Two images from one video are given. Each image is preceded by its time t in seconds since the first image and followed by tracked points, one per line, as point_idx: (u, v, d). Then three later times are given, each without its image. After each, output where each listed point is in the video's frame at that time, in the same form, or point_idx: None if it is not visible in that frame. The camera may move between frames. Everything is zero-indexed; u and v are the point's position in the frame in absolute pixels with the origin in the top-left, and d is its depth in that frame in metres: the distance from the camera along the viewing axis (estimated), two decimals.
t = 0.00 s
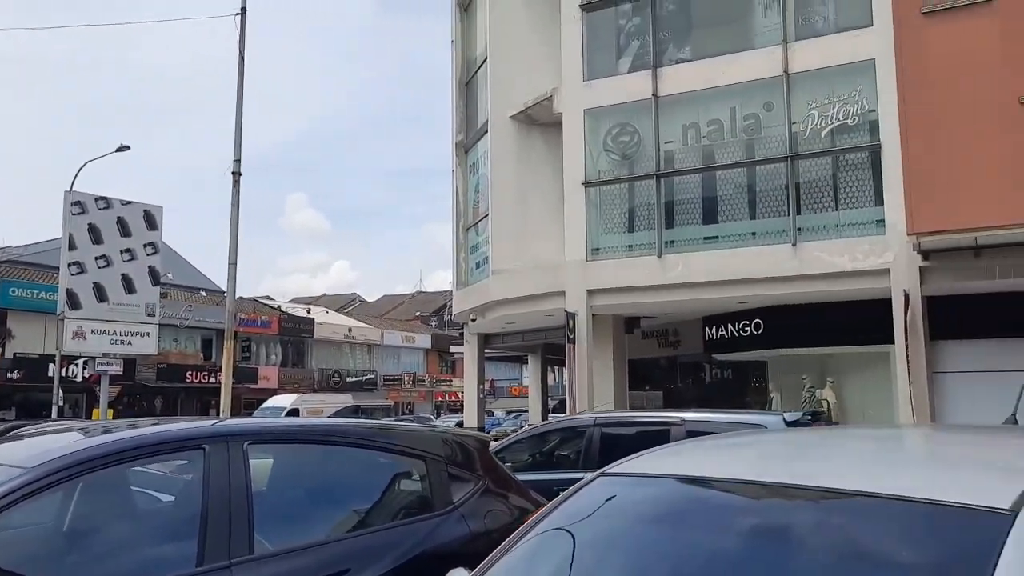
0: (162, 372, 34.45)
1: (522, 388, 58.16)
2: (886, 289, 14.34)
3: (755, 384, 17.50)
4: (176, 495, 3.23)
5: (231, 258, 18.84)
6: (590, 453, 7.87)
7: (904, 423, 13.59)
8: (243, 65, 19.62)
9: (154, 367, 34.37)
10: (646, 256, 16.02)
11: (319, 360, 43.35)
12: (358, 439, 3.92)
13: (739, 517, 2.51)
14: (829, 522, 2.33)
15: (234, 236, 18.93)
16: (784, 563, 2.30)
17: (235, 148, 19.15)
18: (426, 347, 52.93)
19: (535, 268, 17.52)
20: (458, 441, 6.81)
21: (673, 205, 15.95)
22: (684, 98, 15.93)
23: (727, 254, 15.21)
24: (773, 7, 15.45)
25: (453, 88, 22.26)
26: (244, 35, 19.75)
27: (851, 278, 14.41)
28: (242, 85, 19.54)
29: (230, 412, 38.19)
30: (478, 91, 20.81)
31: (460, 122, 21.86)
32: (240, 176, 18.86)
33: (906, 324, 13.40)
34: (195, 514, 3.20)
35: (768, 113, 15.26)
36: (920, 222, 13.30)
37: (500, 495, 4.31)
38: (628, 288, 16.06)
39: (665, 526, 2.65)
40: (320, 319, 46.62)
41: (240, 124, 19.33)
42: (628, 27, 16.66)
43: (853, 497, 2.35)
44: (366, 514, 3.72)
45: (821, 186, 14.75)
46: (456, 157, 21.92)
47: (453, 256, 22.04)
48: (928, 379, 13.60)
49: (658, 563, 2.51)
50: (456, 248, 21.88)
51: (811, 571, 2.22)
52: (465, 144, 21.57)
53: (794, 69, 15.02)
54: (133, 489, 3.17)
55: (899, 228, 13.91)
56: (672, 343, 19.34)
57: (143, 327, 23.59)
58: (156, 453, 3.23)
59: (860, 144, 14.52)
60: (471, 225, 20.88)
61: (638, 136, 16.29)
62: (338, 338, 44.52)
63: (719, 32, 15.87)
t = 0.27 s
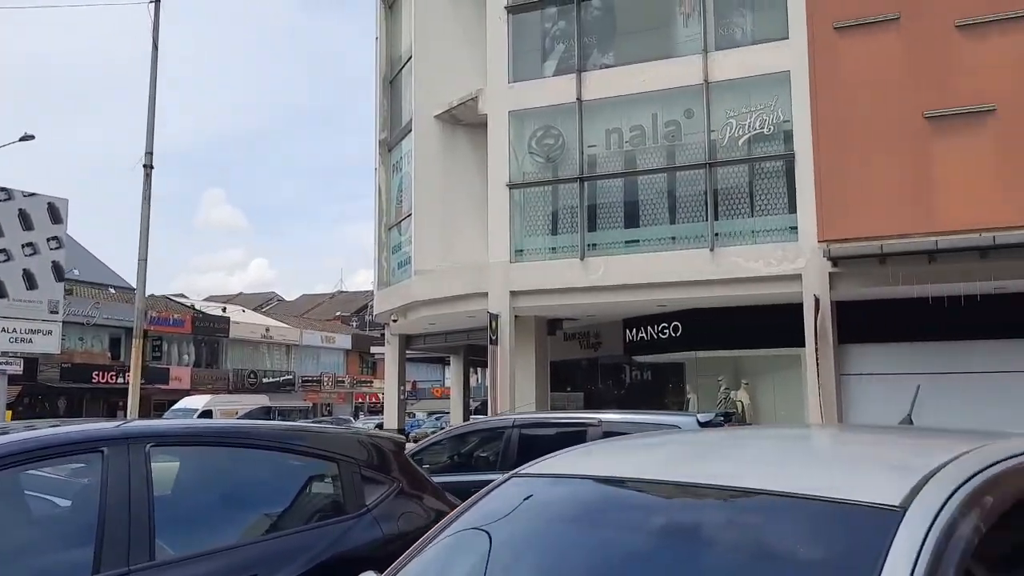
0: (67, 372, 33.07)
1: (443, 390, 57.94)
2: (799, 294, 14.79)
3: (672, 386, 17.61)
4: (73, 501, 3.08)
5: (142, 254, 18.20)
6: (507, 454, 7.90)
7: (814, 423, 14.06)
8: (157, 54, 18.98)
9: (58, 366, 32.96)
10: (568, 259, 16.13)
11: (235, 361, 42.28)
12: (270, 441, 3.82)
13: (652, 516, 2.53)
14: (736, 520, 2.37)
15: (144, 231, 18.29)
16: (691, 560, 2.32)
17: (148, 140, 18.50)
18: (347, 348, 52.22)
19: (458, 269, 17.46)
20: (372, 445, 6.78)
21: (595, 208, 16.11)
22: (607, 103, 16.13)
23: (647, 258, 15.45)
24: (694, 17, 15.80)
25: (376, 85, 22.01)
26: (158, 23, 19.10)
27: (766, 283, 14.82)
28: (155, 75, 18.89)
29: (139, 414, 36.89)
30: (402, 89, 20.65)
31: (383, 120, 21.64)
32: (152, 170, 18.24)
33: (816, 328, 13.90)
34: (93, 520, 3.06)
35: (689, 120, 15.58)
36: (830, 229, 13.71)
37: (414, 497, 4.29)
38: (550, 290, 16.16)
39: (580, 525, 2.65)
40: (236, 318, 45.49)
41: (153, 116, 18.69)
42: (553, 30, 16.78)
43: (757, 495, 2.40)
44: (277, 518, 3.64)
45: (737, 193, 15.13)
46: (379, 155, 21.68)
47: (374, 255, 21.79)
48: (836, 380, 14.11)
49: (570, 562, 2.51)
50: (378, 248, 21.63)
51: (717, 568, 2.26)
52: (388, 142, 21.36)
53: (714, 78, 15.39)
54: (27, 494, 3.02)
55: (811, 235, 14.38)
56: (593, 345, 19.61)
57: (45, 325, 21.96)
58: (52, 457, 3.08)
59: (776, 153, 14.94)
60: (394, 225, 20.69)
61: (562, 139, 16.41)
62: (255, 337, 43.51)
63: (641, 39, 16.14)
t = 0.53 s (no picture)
0: None
1: (372, 390, 57.35)
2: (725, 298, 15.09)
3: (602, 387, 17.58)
4: None
5: (57, 246, 17.49)
6: (434, 454, 7.85)
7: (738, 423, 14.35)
8: (76, 39, 18.24)
9: None
10: (500, 259, 16.12)
11: (156, 358, 41.03)
12: (186, 440, 3.75)
13: (574, 517, 2.51)
14: (657, 519, 2.37)
15: (60, 222, 17.57)
16: (610, 560, 2.33)
17: (65, 128, 17.79)
18: (274, 346, 51.23)
19: (388, 268, 17.27)
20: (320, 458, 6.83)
21: (528, 209, 16.14)
22: (541, 105, 16.19)
23: (579, 260, 15.55)
24: (628, 22, 15.99)
25: (307, 79, 21.63)
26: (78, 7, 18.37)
27: (694, 286, 15.09)
28: (74, 60, 18.16)
29: (53, 413, 35.47)
30: (334, 84, 20.34)
31: (314, 115, 21.28)
32: (69, 159, 17.54)
33: (741, 332, 14.25)
34: None
35: (621, 124, 15.75)
36: (757, 234, 14.09)
37: (336, 498, 4.27)
38: (482, 290, 16.14)
39: (501, 526, 2.61)
40: (158, 314, 44.16)
41: (71, 103, 17.98)
42: (488, 30, 16.77)
43: (677, 495, 2.41)
44: (192, 521, 3.58)
45: (668, 197, 15.35)
46: (309, 150, 21.31)
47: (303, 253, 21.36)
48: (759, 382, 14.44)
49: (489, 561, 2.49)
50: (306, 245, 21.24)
51: (636, 567, 2.27)
52: (319, 137, 21.01)
53: (647, 84, 15.59)
54: None
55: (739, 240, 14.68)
56: (525, 345, 19.71)
57: None
58: None
59: (706, 158, 15.19)
60: (324, 222, 20.36)
61: (496, 139, 16.42)
62: (178, 334, 42.30)
63: (576, 42, 16.26)
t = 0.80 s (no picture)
0: None
1: (314, 386, 56.58)
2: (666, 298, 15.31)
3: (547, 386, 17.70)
4: None
5: None
6: (374, 453, 7.77)
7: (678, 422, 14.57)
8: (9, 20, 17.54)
9: None
10: (446, 257, 16.07)
11: (89, 352, 39.77)
12: (124, 441, 4.13)
13: (513, 515, 2.50)
14: (594, 518, 2.38)
15: None
16: (548, 556, 2.33)
17: None
18: (213, 341, 50.13)
19: (332, 263, 17.05)
20: (278, 465, 7.02)
21: (475, 207, 16.13)
22: (489, 103, 16.18)
23: (525, 258, 15.59)
24: (577, 23, 16.09)
25: (252, 69, 21.19)
26: None
27: (635, 286, 15.28)
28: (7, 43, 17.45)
29: None
30: (280, 75, 19.98)
31: (259, 106, 20.87)
32: None
33: (684, 331, 14.41)
34: None
35: (569, 124, 15.85)
36: (700, 237, 14.35)
37: (268, 496, 4.68)
38: (426, 287, 16.06)
39: (439, 525, 2.58)
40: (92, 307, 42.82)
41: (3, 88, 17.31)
42: (438, 26, 16.68)
43: (614, 492, 2.42)
44: (127, 518, 3.94)
45: (614, 198, 15.51)
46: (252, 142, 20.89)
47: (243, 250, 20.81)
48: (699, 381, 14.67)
49: (427, 560, 2.47)
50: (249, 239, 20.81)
51: (573, 565, 2.27)
52: (264, 130, 20.62)
53: (594, 85, 15.71)
54: None
55: (682, 241, 14.90)
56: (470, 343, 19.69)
57: None
58: None
59: (652, 161, 15.38)
60: (267, 215, 20.00)
61: (443, 136, 16.35)
62: (113, 328, 41.08)
63: (525, 42, 16.29)
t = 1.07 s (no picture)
0: None
1: (259, 382, 55.77)
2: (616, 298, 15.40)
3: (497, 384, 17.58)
4: None
5: None
6: (318, 451, 7.68)
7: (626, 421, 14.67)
8: None
9: None
10: (397, 253, 15.94)
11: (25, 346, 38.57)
12: (55, 436, 4.01)
13: (456, 513, 2.47)
14: (538, 516, 2.36)
15: None
16: (492, 556, 2.30)
17: None
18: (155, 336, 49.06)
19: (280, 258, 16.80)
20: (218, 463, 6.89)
21: (426, 203, 16.02)
22: (442, 99, 16.11)
23: (476, 256, 15.54)
24: (531, 22, 16.09)
25: (200, 59, 20.77)
26: None
27: (586, 286, 15.34)
28: None
29: None
30: (229, 66, 19.61)
31: (206, 97, 20.46)
32: None
33: (633, 331, 14.52)
34: None
35: (522, 123, 15.84)
36: (650, 237, 14.50)
37: (207, 495, 4.58)
38: (375, 284, 15.91)
39: (380, 523, 2.54)
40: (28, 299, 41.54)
41: None
42: (391, 21, 16.53)
43: (558, 490, 2.41)
44: (57, 516, 3.81)
45: (566, 198, 15.54)
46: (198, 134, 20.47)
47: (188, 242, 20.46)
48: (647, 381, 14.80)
49: (369, 560, 2.43)
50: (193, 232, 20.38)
51: (517, 565, 2.25)
52: (210, 120, 20.22)
53: (547, 84, 15.73)
54: None
55: (632, 242, 15.00)
56: (419, 341, 19.57)
57: None
58: None
59: (603, 161, 15.42)
60: (212, 208, 19.61)
61: (395, 132, 16.21)
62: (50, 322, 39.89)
63: (478, 39, 16.24)
